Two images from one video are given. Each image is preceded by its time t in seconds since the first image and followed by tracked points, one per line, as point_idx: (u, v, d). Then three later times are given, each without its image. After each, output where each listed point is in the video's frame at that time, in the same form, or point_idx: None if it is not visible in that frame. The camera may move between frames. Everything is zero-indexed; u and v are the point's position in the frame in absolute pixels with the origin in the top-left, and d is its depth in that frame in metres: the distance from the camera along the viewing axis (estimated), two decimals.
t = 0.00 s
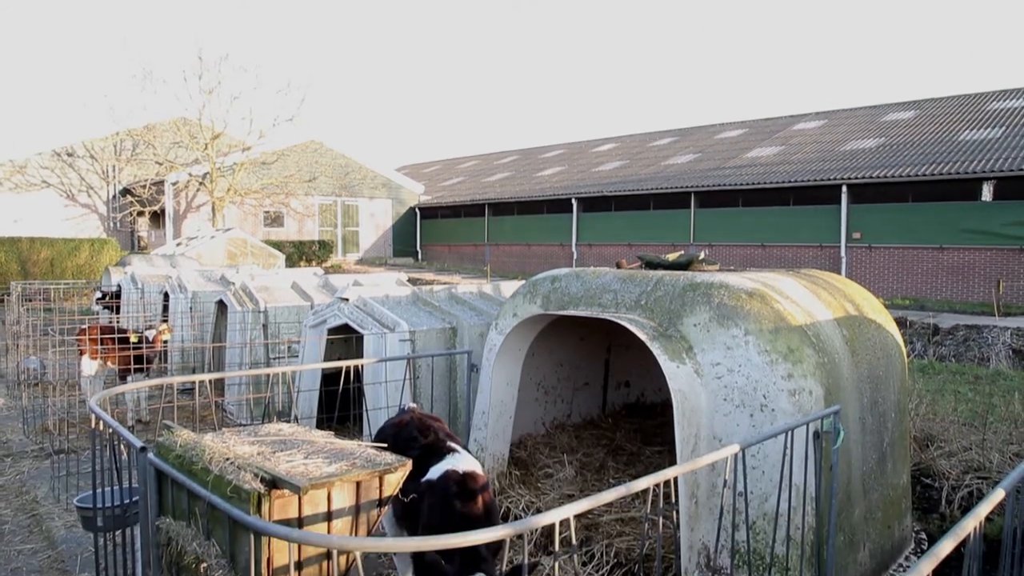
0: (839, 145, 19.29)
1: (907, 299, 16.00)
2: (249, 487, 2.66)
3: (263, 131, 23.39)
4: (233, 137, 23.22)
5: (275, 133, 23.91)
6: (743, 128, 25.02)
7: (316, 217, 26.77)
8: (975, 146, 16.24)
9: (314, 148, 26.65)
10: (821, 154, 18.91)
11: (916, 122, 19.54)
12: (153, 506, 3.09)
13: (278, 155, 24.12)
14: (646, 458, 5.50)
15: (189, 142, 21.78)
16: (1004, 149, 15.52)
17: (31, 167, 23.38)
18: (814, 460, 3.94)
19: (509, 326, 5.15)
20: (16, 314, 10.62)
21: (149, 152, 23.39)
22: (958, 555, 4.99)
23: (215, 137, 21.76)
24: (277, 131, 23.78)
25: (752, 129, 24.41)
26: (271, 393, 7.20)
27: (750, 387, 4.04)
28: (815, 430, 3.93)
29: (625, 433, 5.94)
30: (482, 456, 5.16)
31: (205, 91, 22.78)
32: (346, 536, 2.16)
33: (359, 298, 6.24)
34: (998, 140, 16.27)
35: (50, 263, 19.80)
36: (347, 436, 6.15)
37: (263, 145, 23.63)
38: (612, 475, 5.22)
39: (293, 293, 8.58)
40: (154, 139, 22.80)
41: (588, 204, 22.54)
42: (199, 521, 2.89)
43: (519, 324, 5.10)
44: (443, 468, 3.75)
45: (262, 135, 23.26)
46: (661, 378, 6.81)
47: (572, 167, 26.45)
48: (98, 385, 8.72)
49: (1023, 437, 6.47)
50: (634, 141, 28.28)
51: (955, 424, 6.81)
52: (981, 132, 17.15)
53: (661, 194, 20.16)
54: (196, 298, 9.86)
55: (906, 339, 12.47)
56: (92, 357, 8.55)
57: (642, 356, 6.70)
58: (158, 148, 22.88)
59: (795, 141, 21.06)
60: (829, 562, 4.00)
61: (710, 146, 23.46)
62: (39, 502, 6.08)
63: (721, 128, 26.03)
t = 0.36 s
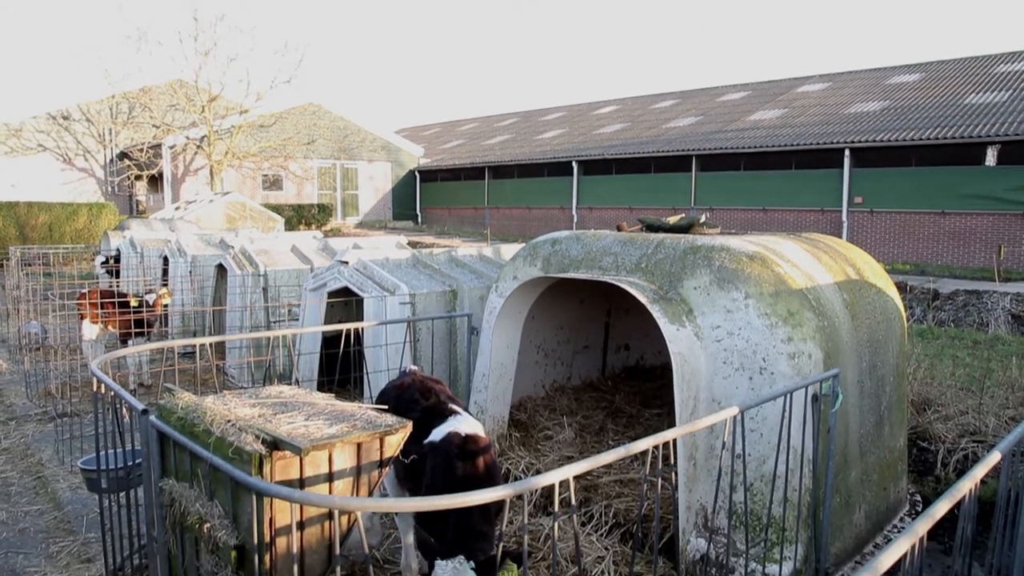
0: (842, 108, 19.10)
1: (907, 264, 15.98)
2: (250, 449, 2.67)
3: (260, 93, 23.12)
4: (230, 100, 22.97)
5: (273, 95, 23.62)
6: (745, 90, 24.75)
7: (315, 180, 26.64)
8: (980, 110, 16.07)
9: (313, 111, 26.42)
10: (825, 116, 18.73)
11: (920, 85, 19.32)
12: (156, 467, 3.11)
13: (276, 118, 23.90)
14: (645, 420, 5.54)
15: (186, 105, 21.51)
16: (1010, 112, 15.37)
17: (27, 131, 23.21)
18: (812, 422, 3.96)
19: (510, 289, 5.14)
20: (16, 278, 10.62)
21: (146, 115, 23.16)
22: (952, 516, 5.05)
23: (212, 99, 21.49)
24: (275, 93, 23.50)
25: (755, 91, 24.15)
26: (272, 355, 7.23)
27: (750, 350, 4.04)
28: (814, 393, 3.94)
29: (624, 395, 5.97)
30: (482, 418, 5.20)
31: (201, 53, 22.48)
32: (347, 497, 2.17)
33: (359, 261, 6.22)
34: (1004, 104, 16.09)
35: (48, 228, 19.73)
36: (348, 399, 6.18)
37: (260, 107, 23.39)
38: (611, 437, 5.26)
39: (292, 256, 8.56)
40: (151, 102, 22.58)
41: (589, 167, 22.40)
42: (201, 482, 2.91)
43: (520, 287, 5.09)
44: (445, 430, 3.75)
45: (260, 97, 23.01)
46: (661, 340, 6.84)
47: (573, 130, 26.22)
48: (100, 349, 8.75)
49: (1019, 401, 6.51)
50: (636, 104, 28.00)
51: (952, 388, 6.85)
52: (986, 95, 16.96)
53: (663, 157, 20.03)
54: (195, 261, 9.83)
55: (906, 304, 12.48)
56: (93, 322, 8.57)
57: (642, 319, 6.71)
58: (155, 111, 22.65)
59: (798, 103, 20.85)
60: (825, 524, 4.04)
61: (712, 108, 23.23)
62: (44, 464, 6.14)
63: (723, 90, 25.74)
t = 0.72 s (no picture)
0: (847, 71, 18.88)
1: (909, 229, 15.93)
2: (251, 412, 2.68)
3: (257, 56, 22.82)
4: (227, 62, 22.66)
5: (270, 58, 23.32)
6: (749, 53, 24.42)
7: (314, 144, 26.43)
8: (987, 73, 15.88)
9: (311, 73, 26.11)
10: (829, 79, 18.52)
11: (927, 47, 19.06)
12: (159, 431, 3.13)
13: (274, 81, 23.62)
14: (645, 384, 5.57)
15: (182, 68, 21.24)
16: (1016, 76, 15.19)
17: (22, 94, 22.97)
18: (811, 386, 3.98)
19: (509, 254, 5.13)
20: (15, 244, 10.59)
21: (142, 78, 22.88)
22: (949, 480, 5.10)
23: (208, 62, 21.21)
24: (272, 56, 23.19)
25: (759, 54, 23.83)
26: (272, 320, 7.24)
27: (750, 314, 4.04)
28: (813, 357, 3.95)
29: (624, 359, 6.00)
30: (482, 380, 5.22)
31: (197, 14, 22.12)
32: (348, 460, 2.19)
33: (359, 225, 6.20)
34: (1011, 67, 15.89)
35: (47, 193, 19.64)
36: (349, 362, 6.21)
37: (257, 70, 23.10)
38: (611, 400, 5.29)
39: (292, 220, 8.53)
40: (146, 65, 22.29)
41: (589, 131, 22.22)
42: (203, 445, 2.92)
43: (520, 251, 5.08)
44: (448, 393, 3.77)
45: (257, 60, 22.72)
46: (661, 305, 6.84)
47: (574, 93, 25.95)
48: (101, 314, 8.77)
49: (1017, 366, 6.54)
50: (638, 66, 27.65)
51: (951, 353, 6.87)
52: (993, 58, 16.75)
53: (664, 120, 19.85)
54: (195, 226, 9.80)
55: (907, 270, 12.45)
56: (93, 287, 8.57)
57: (642, 283, 6.70)
58: (151, 74, 22.37)
59: (802, 66, 20.60)
60: (822, 486, 4.08)
61: (715, 71, 22.95)
62: (47, 428, 6.18)
63: (727, 53, 25.40)
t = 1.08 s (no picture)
0: (851, 36, 18.63)
1: (910, 197, 15.84)
2: (251, 377, 2.70)
3: (253, 20, 22.47)
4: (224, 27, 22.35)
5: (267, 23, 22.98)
6: (752, 17, 24.07)
7: (312, 110, 26.20)
8: (993, 38, 15.68)
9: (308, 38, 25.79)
10: (833, 45, 18.30)
11: (932, 12, 18.79)
12: (160, 397, 3.15)
13: (271, 46, 23.31)
14: (645, 350, 5.58)
15: (178, 33, 20.94)
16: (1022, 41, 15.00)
17: (17, 60, 22.72)
18: (810, 352, 3.99)
19: (510, 220, 5.11)
20: (13, 211, 10.57)
21: (137, 43, 22.60)
22: (946, 446, 5.14)
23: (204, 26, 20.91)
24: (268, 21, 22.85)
25: (763, 18, 23.49)
26: (272, 287, 7.24)
27: (750, 282, 4.03)
28: (813, 323, 3.96)
29: (624, 326, 6.00)
30: (482, 347, 5.23)
31: None
32: (349, 425, 2.20)
33: (358, 191, 6.17)
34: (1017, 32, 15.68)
35: (43, 160, 19.53)
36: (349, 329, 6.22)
37: (254, 35, 22.78)
38: (611, 367, 5.31)
39: (291, 186, 8.50)
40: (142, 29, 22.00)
41: (590, 97, 22.02)
42: (204, 412, 2.94)
43: (520, 218, 5.06)
44: (446, 359, 3.78)
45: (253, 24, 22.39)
46: (661, 272, 6.83)
47: (575, 58, 25.65)
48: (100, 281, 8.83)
49: (1016, 334, 6.55)
50: (640, 31, 27.27)
51: (950, 321, 6.88)
52: (1000, 23, 16.51)
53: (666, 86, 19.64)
54: (193, 193, 9.76)
55: (907, 238, 12.41)
56: (93, 255, 8.60)
57: (642, 250, 6.69)
58: (146, 39, 22.08)
59: (805, 31, 20.33)
60: (820, 452, 4.11)
61: (718, 36, 22.65)
62: (49, 395, 6.21)
63: (730, 17, 25.03)
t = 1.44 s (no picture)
0: (854, 13, 18.48)
1: (912, 176, 15.77)
2: (250, 356, 2.70)
3: None
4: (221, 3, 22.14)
5: None
6: None
7: (311, 87, 26.04)
8: (998, 16, 15.55)
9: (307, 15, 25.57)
10: (836, 22, 18.15)
11: None
12: (160, 376, 3.15)
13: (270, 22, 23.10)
14: (644, 329, 5.59)
15: (174, 9, 20.75)
16: None
17: (13, 37, 22.58)
18: (811, 331, 3.99)
19: (510, 199, 5.09)
20: (11, 190, 10.53)
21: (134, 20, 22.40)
22: (944, 426, 5.16)
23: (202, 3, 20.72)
24: None
25: None
26: (272, 266, 7.24)
27: (751, 261, 4.03)
28: (813, 303, 3.95)
29: (624, 305, 6.00)
30: (482, 327, 5.22)
31: None
32: (348, 404, 2.20)
33: (358, 170, 6.14)
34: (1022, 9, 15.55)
35: (42, 138, 19.46)
36: (349, 307, 6.22)
37: (252, 12, 22.56)
38: (610, 345, 5.32)
39: (289, 165, 8.46)
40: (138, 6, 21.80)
41: (591, 74, 21.87)
42: (204, 390, 2.95)
43: (520, 196, 5.04)
44: (452, 339, 3.76)
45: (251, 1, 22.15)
46: (661, 251, 6.82)
47: (575, 36, 25.44)
48: (99, 260, 8.83)
49: (1016, 314, 6.55)
50: (641, 7, 27.01)
51: (950, 301, 6.88)
52: None
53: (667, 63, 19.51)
54: (192, 172, 9.72)
55: (908, 217, 12.38)
56: (92, 234, 8.61)
57: (643, 228, 6.67)
58: (143, 16, 21.88)
59: (809, 8, 20.14)
60: (820, 432, 4.13)
61: (721, 12, 22.44)
62: (50, 374, 6.24)
63: None
